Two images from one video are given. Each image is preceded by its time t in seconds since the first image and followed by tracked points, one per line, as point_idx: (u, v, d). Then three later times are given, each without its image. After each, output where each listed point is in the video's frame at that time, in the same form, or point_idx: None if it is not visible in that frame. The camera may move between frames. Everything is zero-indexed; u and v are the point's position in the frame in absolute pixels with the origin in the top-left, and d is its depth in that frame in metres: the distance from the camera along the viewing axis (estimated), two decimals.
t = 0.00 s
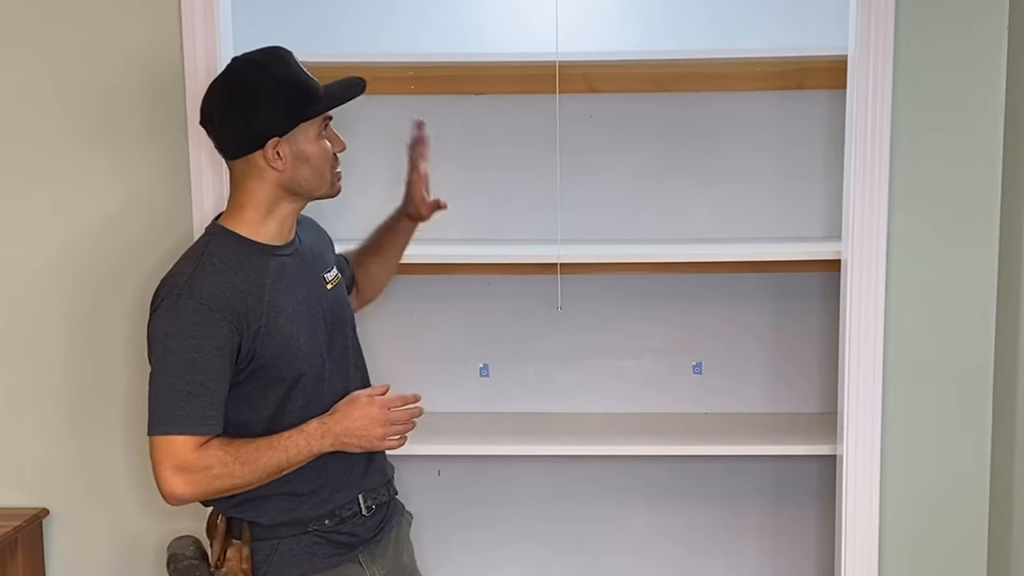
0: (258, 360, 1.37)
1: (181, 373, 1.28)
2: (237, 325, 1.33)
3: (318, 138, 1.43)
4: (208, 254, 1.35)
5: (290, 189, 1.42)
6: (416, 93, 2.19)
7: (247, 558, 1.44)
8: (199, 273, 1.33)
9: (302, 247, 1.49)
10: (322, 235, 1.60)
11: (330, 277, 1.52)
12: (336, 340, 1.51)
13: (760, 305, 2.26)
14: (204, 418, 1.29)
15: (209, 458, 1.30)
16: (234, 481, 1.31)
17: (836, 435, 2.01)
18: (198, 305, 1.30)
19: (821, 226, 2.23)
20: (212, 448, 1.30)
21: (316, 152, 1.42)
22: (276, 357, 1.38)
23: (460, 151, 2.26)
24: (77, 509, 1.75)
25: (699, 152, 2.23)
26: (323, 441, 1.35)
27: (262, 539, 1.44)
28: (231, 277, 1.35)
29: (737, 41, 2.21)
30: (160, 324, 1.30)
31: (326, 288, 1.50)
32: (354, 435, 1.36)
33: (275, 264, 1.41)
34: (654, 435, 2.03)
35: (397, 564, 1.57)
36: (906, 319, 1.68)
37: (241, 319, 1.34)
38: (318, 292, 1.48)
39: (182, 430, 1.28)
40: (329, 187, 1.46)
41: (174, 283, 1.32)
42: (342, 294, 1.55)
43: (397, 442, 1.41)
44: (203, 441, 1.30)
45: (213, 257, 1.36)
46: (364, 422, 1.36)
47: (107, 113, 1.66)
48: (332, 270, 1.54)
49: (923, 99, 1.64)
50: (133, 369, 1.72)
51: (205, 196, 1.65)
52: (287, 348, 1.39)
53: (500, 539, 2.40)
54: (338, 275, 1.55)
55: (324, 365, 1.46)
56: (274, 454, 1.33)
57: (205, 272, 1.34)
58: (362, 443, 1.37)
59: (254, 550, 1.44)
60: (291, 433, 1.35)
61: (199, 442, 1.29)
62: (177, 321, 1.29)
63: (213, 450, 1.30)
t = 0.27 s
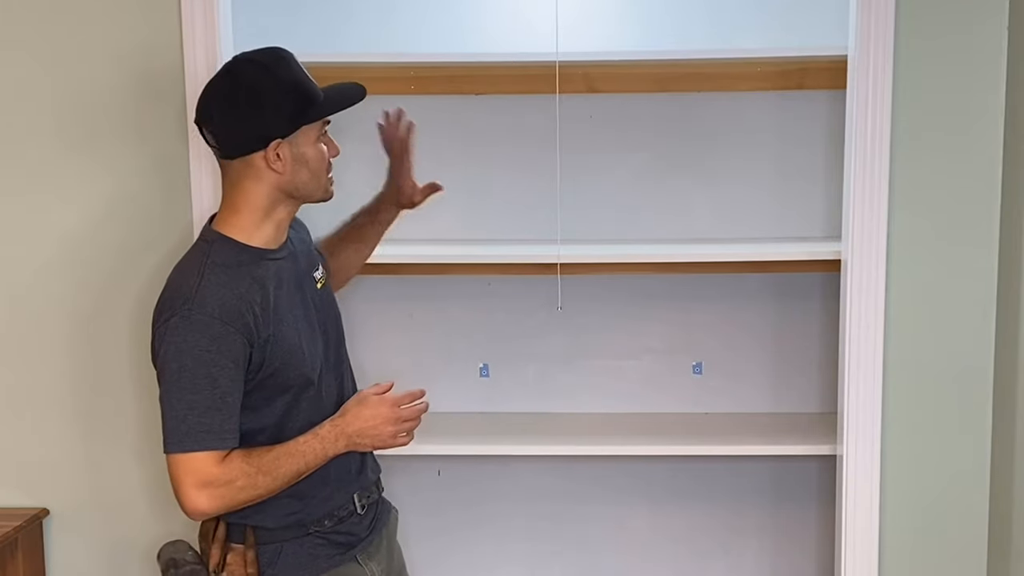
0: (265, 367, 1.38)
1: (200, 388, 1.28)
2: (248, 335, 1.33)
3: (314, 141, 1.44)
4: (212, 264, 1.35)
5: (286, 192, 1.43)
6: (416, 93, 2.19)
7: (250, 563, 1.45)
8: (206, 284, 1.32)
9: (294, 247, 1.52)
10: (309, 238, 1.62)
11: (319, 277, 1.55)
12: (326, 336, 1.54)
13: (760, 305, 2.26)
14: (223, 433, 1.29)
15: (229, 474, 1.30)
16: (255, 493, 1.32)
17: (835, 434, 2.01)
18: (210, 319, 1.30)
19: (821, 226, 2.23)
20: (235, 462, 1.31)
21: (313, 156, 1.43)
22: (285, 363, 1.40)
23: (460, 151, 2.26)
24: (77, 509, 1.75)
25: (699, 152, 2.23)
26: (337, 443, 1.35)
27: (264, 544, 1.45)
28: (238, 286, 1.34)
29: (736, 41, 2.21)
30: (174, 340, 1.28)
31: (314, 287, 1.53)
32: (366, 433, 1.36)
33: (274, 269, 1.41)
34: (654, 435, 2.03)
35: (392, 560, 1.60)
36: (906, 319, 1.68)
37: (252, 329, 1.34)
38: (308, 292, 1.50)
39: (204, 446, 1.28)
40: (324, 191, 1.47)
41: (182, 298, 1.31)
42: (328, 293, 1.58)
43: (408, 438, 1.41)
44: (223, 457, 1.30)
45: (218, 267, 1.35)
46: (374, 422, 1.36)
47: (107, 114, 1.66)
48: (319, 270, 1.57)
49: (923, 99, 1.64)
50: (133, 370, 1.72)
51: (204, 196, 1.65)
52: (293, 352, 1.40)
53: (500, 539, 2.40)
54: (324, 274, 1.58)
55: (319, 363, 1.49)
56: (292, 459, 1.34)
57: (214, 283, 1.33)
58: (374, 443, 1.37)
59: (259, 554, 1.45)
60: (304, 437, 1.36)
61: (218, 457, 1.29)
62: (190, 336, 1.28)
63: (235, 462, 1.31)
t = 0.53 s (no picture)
0: (260, 362, 1.38)
1: (191, 375, 1.27)
2: (242, 327, 1.33)
3: (277, 143, 1.39)
4: (211, 255, 1.36)
5: (256, 194, 1.41)
6: (416, 93, 2.19)
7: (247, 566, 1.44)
8: (205, 275, 1.33)
9: (296, 251, 1.52)
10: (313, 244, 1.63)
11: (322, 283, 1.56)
12: (328, 343, 1.54)
13: (760, 305, 2.26)
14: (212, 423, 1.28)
15: (215, 463, 1.29)
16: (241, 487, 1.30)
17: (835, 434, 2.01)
18: (205, 307, 1.30)
19: (821, 226, 2.23)
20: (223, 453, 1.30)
21: (272, 158, 1.39)
22: (281, 359, 1.39)
23: (460, 151, 2.26)
24: (77, 509, 1.75)
25: (698, 152, 2.23)
26: (329, 446, 1.34)
27: (262, 547, 1.44)
28: (236, 278, 1.36)
29: (736, 41, 2.21)
30: (169, 327, 1.28)
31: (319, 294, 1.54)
32: (358, 437, 1.35)
33: (274, 266, 1.43)
34: (654, 435, 2.04)
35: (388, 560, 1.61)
36: (906, 319, 1.68)
37: (246, 321, 1.34)
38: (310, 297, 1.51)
39: (191, 434, 1.27)
40: (296, 198, 1.42)
41: (178, 285, 1.32)
42: (330, 299, 1.58)
43: (398, 448, 1.39)
44: (212, 446, 1.29)
45: (217, 260, 1.36)
46: (366, 427, 1.35)
47: (107, 114, 1.66)
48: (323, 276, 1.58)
49: (923, 100, 1.64)
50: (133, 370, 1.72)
51: (205, 197, 1.65)
52: (289, 350, 1.40)
53: (500, 539, 2.40)
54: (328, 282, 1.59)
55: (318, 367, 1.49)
56: (285, 457, 1.33)
57: (213, 274, 1.34)
58: (364, 448, 1.36)
59: (255, 557, 1.45)
60: (298, 435, 1.35)
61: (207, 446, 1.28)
62: (184, 323, 1.28)
63: (224, 453, 1.30)
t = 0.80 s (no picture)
0: (253, 354, 1.37)
1: (174, 359, 1.27)
2: (232, 317, 1.33)
3: (255, 139, 1.40)
4: (210, 245, 1.37)
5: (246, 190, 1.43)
6: (416, 93, 2.19)
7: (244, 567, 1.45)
8: (200, 264, 1.34)
9: (306, 252, 1.51)
10: (329, 246, 1.63)
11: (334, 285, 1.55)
12: (336, 346, 1.52)
13: (760, 305, 2.26)
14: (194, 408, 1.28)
15: (197, 449, 1.29)
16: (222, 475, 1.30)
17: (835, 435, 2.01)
18: (196, 294, 1.31)
19: (821, 226, 2.23)
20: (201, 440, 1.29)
21: (251, 155, 1.41)
22: (274, 352, 1.39)
23: (460, 151, 2.26)
24: (77, 509, 1.75)
25: (698, 152, 2.23)
26: (317, 440, 1.34)
27: (260, 548, 1.45)
28: (232, 269, 1.36)
29: (736, 41, 2.21)
30: (159, 312, 1.29)
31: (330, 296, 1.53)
32: (350, 434, 1.34)
33: (278, 262, 1.43)
34: (654, 435, 2.04)
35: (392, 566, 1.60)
36: (906, 320, 1.69)
37: (237, 311, 1.34)
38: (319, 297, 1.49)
39: (173, 418, 1.27)
40: (275, 195, 1.41)
41: (173, 272, 1.33)
42: (343, 303, 1.57)
43: (391, 449, 1.38)
44: (194, 432, 1.29)
45: (216, 251, 1.37)
46: (358, 424, 1.34)
47: (107, 114, 1.66)
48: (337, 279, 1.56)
49: (923, 100, 1.64)
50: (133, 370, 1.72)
51: (205, 198, 1.64)
52: (284, 345, 1.40)
53: (500, 539, 2.40)
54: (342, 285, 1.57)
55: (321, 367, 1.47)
56: (269, 449, 1.32)
57: (208, 263, 1.35)
58: (354, 445, 1.34)
59: (252, 558, 1.45)
60: (285, 430, 1.34)
61: (188, 431, 1.28)
62: (173, 309, 1.29)
63: (204, 441, 1.30)
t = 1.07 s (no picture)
0: (255, 353, 1.36)
1: (169, 355, 1.27)
2: (231, 314, 1.32)
3: (267, 134, 1.40)
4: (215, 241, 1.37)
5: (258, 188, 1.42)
6: (416, 93, 2.19)
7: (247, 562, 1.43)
8: (203, 260, 1.33)
9: (319, 251, 1.48)
10: (350, 245, 1.59)
11: (349, 286, 1.51)
12: (348, 348, 1.48)
13: (760, 305, 2.26)
14: (184, 402, 1.27)
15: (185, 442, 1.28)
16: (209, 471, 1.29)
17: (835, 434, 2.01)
18: (196, 289, 1.30)
19: (821, 226, 2.23)
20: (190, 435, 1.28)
21: (263, 150, 1.40)
22: (274, 352, 1.37)
23: (461, 151, 2.26)
24: (77, 509, 1.75)
25: (698, 153, 2.23)
26: (310, 443, 1.33)
27: (264, 544, 1.43)
28: (235, 267, 1.35)
29: (737, 41, 2.21)
30: (159, 305, 1.30)
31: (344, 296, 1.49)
32: (346, 440, 1.33)
33: (284, 261, 1.41)
34: (653, 435, 2.04)
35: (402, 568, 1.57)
36: (906, 321, 1.69)
37: (235, 308, 1.33)
38: (331, 298, 1.46)
39: (164, 412, 1.27)
40: (287, 191, 1.40)
41: (177, 267, 1.33)
42: (360, 305, 1.53)
43: (387, 459, 1.36)
44: (184, 427, 1.28)
45: (221, 247, 1.36)
46: (354, 432, 1.33)
47: (106, 114, 1.66)
48: (354, 279, 1.52)
49: (923, 100, 1.64)
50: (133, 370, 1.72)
51: (205, 198, 1.64)
52: (286, 345, 1.38)
53: (499, 538, 2.40)
54: (360, 285, 1.54)
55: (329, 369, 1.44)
56: (260, 449, 1.31)
57: (211, 259, 1.34)
58: (347, 454, 1.33)
59: (256, 554, 1.43)
60: (280, 431, 1.33)
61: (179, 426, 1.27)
62: (172, 302, 1.29)
63: (193, 435, 1.28)
